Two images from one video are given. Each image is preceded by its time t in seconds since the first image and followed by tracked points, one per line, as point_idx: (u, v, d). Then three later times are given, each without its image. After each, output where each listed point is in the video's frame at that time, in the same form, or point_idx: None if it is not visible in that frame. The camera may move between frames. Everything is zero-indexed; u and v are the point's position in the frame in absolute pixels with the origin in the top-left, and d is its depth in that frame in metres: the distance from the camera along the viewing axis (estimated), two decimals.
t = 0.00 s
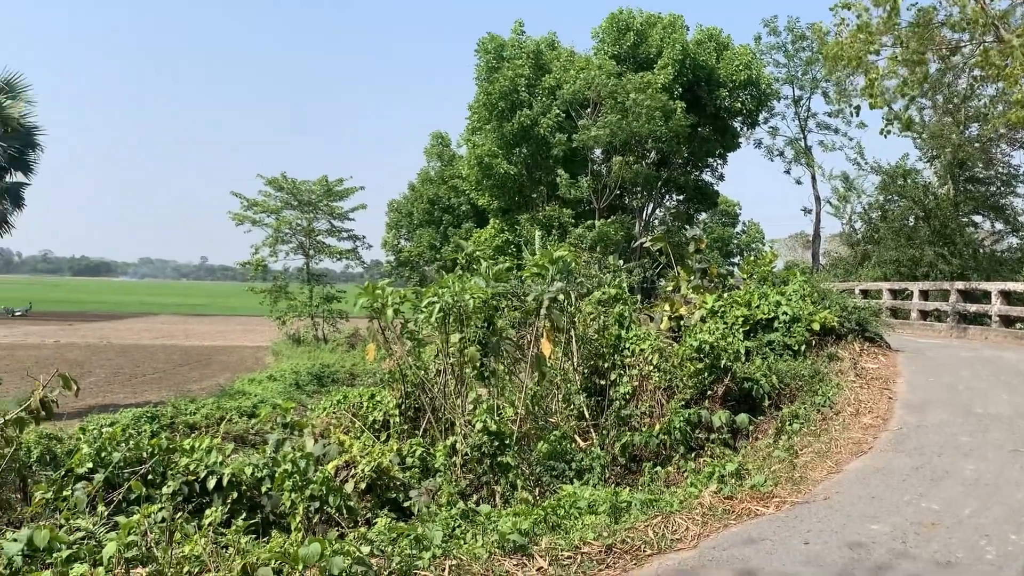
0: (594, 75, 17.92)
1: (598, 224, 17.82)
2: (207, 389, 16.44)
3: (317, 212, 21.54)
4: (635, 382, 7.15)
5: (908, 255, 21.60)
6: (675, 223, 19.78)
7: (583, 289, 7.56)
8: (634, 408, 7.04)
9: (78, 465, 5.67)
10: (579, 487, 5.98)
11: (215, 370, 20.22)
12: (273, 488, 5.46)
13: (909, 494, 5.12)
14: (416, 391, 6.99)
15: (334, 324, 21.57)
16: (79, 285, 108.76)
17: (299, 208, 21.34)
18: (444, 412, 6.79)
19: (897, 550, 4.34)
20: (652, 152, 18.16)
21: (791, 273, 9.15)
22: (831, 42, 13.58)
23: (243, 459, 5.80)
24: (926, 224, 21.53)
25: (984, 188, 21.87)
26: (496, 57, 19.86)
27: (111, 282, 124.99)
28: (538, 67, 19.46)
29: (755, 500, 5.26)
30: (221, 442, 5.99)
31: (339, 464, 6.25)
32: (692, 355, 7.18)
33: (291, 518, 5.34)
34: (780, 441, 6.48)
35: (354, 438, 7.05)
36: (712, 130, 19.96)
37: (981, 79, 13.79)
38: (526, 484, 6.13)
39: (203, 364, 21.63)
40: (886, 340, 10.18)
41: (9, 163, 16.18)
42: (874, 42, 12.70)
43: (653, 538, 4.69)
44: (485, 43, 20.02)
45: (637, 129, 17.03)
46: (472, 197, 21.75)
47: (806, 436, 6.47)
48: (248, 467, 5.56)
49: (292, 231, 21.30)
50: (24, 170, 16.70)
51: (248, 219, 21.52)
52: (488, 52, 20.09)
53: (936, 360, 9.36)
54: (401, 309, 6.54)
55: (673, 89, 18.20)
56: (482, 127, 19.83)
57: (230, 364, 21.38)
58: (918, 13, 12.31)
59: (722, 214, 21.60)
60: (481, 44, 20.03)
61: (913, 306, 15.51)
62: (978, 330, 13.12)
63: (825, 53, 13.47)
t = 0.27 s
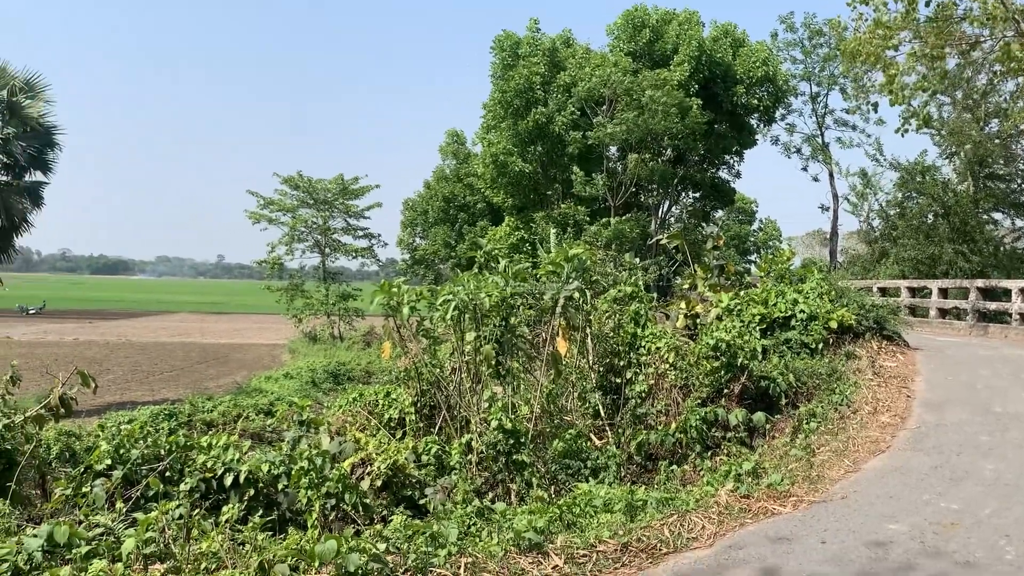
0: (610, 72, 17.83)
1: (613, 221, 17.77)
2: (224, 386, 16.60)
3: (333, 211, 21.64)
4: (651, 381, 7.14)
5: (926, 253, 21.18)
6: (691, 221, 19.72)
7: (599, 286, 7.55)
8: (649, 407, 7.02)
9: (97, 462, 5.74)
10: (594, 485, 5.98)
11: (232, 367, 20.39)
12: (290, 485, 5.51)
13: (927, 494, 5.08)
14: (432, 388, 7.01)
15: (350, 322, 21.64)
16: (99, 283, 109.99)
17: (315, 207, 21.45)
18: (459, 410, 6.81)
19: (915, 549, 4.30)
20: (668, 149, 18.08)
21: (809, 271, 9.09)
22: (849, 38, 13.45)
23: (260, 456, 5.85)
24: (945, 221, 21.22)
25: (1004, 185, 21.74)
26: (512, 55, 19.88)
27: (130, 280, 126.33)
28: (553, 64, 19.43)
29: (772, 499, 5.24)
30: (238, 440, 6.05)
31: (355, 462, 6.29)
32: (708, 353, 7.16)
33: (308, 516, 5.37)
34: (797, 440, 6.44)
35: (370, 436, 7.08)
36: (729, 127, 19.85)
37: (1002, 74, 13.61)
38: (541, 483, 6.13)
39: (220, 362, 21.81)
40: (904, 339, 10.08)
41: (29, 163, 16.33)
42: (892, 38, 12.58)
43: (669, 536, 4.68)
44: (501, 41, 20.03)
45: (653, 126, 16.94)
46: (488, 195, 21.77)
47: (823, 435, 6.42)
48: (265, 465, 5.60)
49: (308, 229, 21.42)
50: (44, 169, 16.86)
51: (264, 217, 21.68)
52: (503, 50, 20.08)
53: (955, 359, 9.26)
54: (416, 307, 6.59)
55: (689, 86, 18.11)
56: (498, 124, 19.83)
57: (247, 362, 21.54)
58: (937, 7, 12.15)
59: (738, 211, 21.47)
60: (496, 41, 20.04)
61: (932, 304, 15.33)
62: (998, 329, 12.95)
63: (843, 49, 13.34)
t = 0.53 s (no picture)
0: (626, 70, 17.68)
1: (628, 219, 17.73)
2: (241, 384, 16.75)
3: (348, 209, 21.74)
4: (666, 379, 7.12)
5: (944, 250, 21.09)
6: (707, 218, 19.66)
7: (614, 284, 7.54)
8: (664, 405, 7.00)
9: (115, 459, 5.80)
10: (609, 483, 5.98)
11: (248, 365, 20.54)
12: (306, 482, 5.54)
13: (945, 492, 5.04)
14: (447, 386, 7.03)
15: (364, 321, 21.66)
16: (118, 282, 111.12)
17: (331, 206, 21.55)
18: (474, 408, 6.82)
19: (933, 549, 4.27)
20: (683, 146, 18.01)
21: (825, 269, 9.03)
22: (865, 34, 13.33)
23: (276, 453, 5.90)
24: (963, 218, 21.05)
25: None
26: (526, 53, 19.90)
27: (148, 279, 127.56)
28: (567, 62, 19.40)
29: (788, 498, 5.21)
30: (254, 437, 6.09)
31: (371, 459, 6.32)
32: (723, 351, 7.13)
33: (323, 513, 5.41)
34: (814, 438, 6.40)
35: (385, 433, 7.11)
36: (745, 124, 19.73)
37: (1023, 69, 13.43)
38: (555, 481, 6.13)
39: (237, 360, 21.98)
40: (922, 337, 9.99)
41: (48, 163, 16.51)
42: (909, 33, 12.45)
43: (684, 534, 4.67)
44: (515, 39, 20.04)
45: (668, 123, 16.87)
46: (502, 193, 21.79)
47: (840, 433, 6.38)
48: (281, 462, 5.64)
49: (323, 228, 21.53)
50: (62, 169, 17.04)
51: (280, 216, 21.83)
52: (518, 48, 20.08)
53: (974, 357, 9.16)
54: (431, 305, 6.60)
55: (704, 84, 18.02)
56: (512, 122, 19.83)
57: (263, 360, 21.69)
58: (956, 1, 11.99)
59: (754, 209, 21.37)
60: (511, 39, 20.05)
61: (950, 301, 15.17)
62: (1018, 326, 12.79)
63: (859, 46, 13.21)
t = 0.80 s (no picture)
0: (639, 67, 17.61)
1: (642, 217, 17.68)
2: (256, 382, 16.88)
3: (362, 208, 21.83)
4: (680, 377, 7.10)
5: (962, 247, 20.92)
6: (721, 215, 19.60)
7: (627, 282, 7.52)
8: (679, 403, 6.99)
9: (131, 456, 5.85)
10: (623, 481, 5.97)
11: (264, 364, 20.67)
12: (321, 479, 5.57)
13: (962, 491, 5.00)
14: (460, 384, 7.05)
15: (379, 319, 21.77)
16: (135, 281, 112.09)
17: (345, 204, 21.63)
18: (487, 406, 6.83)
19: (949, 547, 4.24)
20: (697, 143, 17.93)
21: (841, 266, 8.97)
22: (881, 30, 13.21)
23: (291, 451, 5.93)
24: (981, 215, 20.82)
25: None
26: (539, 51, 19.89)
27: (164, 277, 128.66)
28: (580, 60, 19.36)
29: (803, 496, 5.19)
30: (269, 434, 6.13)
31: (385, 457, 6.34)
32: (738, 349, 7.10)
33: (338, 510, 5.44)
34: (829, 437, 6.37)
35: (399, 431, 7.14)
36: (759, 120, 19.60)
37: None
38: (569, 479, 6.14)
39: (252, 358, 22.14)
40: (939, 334, 9.89)
41: (65, 163, 16.71)
42: (926, 28, 12.32)
43: (698, 533, 4.65)
44: (528, 37, 20.04)
45: (682, 120, 16.79)
46: (515, 191, 21.80)
47: (855, 431, 6.34)
48: (296, 460, 5.67)
49: (338, 227, 21.63)
50: (79, 169, 17.24)
51: (294, 215, 21.95)
52: (530, 46, 20.04)
53: (992, 354, 9.07)
54: (445, 303, 6.62)
55: (718, 80, 17.93)
56: (525, 120, 19.81)
57: (278, 358, 21.82)
58: None
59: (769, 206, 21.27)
60: (523, 37, 20.04)
61: (968, 298, 15.02)
62: None
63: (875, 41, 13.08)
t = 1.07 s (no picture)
0: (652, 64, 17.52)
1: (655, 214, 17.65)
2: (270, 380, 17.01)
3: (375, 207, 21.92)
4: (694, 375, 7.09)
5: (979, 244, 20.65)
6: (735, 213, 19.51)
7: (641, 280, 7.49)
8: (692, 401, 6.98)
9: (147, 454, 5.92)
10: (637, 480, 5.97)
11: (278, 362, 20.81)
12: (335, 477, 5.57)
13: (978, 489, 4.97)
14: (473, 382, 7.06)
15: (392, 317, 21.87)
16: (151, 280, 113.14)
17: (358, 203, 21.73)
18: (501, 404, 6.83)
19: (966, 546, 4.21)
20: (711, 140, 17.86)
21: (856, 263, 8.92)
22: (896, 25, 13.10)
23: (305, 449, 5.94)
24: (999, 211, 20.59)
25: None
26: (551, 49, 19.88)
27: (180, 276, 129.72)
28: (593, 57, 19.32)
29: (817, 494, 5.17)
30: (283, 432, 6.15)
31: (399, 455, 6.37)
32: (752, 346, 7.08)
33: (352, 507, 5.47)
34: (843, 434, 6.34)
35: (413, 429, 7.17)
36: (773, 117, 19.49)
37: None
38: (583, 476, 6.14)
39: (267, 356, 22.29)
40: (956, 332, 9.80)
41: (81, 163, 16.86)
42: (941, 23, 12.20)
43: (712, 531, 4.65)
44: (540, 35, 20.03)
45: (696, 118, 16.72)
46: (528, 189, 21.82)
47: (870, 429, 6.31)
48: (310, 458, 5.67)
49: (351, 226, 21.72)
50: (95, 169, 17.41)
51: (308, 214, 22.06)
52: (543, 44, 20.02)
53: (1010, 352, 8.98)
54: (458, 302, 6.63)
55: (731, 77, 17.84)
56: (537, 118, 19.80)
57: (293, 357, 21.96)
58: None
59: (783, 203, 21.19)
60: (536, 35, 20.04)
61: (984, 295, 14.89)
62: None
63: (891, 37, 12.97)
